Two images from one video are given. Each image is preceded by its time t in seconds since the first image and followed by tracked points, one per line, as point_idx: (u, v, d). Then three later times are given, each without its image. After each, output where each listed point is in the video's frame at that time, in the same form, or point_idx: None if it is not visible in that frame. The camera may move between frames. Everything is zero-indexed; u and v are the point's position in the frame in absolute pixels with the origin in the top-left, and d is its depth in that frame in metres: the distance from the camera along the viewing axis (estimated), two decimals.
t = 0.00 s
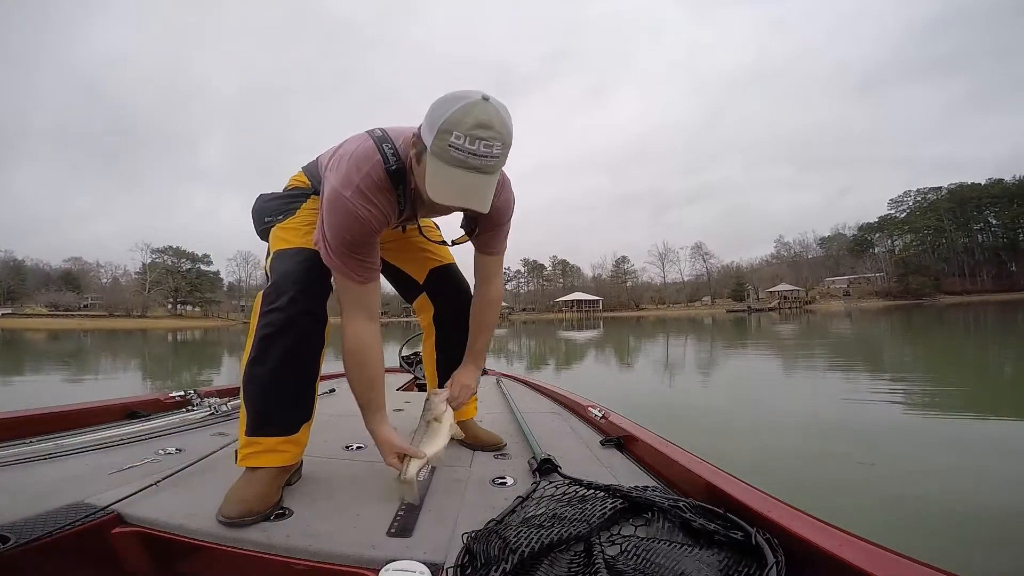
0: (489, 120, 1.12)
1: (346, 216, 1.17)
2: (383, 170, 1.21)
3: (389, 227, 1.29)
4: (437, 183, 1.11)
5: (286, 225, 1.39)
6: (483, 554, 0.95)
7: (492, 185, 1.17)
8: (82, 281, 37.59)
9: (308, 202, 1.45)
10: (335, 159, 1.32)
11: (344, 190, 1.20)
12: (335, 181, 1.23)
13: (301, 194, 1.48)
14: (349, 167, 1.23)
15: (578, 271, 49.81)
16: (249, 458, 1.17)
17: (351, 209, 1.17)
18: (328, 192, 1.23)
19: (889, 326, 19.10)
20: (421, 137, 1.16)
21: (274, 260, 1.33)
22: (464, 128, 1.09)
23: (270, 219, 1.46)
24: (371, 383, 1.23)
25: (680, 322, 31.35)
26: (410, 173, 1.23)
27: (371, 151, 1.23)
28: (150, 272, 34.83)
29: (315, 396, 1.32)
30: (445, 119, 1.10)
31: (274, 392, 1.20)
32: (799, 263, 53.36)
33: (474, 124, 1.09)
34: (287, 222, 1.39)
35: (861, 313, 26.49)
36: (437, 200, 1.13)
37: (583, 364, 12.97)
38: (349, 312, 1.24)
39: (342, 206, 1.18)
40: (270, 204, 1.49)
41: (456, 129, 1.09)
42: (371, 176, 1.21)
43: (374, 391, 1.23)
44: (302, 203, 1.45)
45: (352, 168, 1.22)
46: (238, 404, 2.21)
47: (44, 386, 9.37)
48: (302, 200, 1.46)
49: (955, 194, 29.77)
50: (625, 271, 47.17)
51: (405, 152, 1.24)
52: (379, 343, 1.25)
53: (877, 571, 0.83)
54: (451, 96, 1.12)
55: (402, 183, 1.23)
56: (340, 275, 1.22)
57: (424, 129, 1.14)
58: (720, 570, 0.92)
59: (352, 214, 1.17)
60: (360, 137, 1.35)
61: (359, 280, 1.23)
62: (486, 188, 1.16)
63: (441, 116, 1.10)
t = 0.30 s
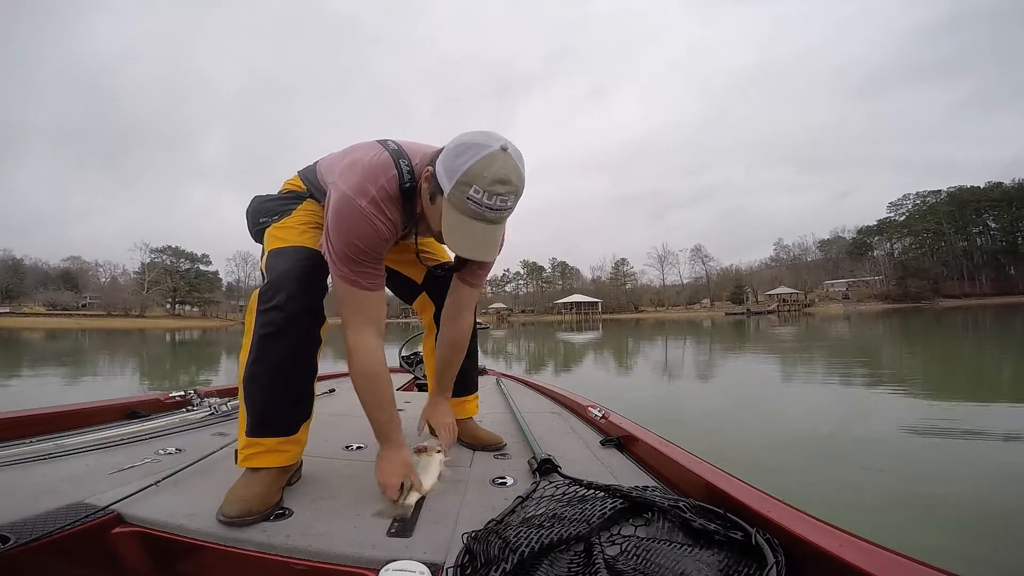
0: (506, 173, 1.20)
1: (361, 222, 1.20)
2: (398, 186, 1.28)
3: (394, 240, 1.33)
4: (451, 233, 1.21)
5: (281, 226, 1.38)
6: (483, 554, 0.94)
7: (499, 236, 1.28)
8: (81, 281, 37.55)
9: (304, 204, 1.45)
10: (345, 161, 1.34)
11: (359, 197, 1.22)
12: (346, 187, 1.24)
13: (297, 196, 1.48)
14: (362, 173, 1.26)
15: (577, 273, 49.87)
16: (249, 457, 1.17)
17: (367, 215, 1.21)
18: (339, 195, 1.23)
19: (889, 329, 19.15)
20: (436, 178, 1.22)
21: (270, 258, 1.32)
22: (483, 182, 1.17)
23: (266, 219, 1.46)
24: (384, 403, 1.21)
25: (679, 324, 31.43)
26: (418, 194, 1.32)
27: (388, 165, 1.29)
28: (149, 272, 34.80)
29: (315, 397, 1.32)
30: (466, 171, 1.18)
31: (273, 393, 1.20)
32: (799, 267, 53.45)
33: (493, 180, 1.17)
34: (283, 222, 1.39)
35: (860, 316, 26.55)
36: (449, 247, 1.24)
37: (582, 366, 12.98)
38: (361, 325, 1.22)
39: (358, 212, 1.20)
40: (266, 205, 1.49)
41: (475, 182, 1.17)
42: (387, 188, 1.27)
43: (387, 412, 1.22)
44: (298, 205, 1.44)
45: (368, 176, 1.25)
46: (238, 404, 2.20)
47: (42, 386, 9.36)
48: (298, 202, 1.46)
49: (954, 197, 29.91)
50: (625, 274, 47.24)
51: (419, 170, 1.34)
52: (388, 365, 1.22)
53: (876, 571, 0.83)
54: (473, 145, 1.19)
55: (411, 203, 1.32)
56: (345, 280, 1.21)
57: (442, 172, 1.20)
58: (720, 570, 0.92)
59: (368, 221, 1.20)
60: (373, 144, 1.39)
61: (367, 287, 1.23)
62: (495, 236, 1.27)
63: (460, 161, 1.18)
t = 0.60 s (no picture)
0: (507, 180, 1.21)
1: (362, 221, 1.19)
2: (399, 188, 1.30)
3: (394, 241, 1.34)
4: (450, 236, 1.21)
5: (279, 227, 1.38)
6: (483, 554, 0.94)
7: (497, 243, 1.28)
8: (79, 283, 37.50)
9: (301, 206, 1.45)
10: (344, 161, 1.34)
11: (360, 196, 1.22)
12: (346, 186, 1.24)
13: (295, 197, 1.49)
14: (362, 174, 1.26)
15: (577, 272, 49.92)
16: (250, 457, 1.17)
17: (368, 214, 1.21)
18: (339, 194, 1.23)
19: (887, 326, 19.20)
20: (437, 181, 1.22)
21: (268, 259, 1.31)
22: (484, 188, 1.18)
23: (264, 221, 1.46)
24: (389, 404, 1.21)
25: (678, 323, 31.49)
26: (417, 197, 1.33)
27: (390, 165, 1.30)
28: (148, 274, 34.76)
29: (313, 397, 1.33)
30: (467, 175, 1.18)
31: (272, 392, 1.20)
32: (797, 265, 53.54)
33: (494, 186, 1.19)
34: (281, 223, 1.39)
35: (860, 314, 26.61)
36: (446, 250, 1.23)
37: (582, 365, 12.99)
38: (363, 325, 1.22)
39: (359, 211, 1.20)
40: (264, 207, 1.49)
41: (476, 187, 1.18)
42: (387, 189, 1.27)
43: (392, 413, 1.22)
44: (296, 206, 1.45)
45: (370, 175, 1.26)
46: (238, 404, 2.20)
47: (41, 388, 9.34)
48: (296, 203, 1.46)
49: (952, 194, 30.01)
50: (623, 273, 47.26)
51: (421, 174, 1.36)
52: (392, 365, 1.21)
53: (876, 571, 0.83)
54: (475, 150, 1.20)
55: (410, 205, 1.33)
56: (345, 279, 1.21)
57: (442, 175, 1.21)
58: (720, 570, 0.92)
59: (369, 221, 1.20)
60: (373, 147, 1.40)
61: (368, 286, 1.23)
62: (493, 243, 1.26)
63: (461, 166, 1.19)
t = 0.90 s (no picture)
0: (513, 187, 1.21)
1: (371, 224, 1.19)
2: (407, 190, 1.30)
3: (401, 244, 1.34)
4: (456, 241, 1.21)
5: (283, 227, 1.38)
6: (483, 554, 0.94)
7: (502, 248, 1.29)
8: (78, 281, 37.42)
9: (305, 207, 1.45)
10: (351, 163, 1.34)
11: (369, 198, 1.22)
12: (355, 188, 1.23)
13: (299, 198, 1.49)
14: (371, 177, 1.26)
15: (576, 272, 49.94)
16: (251, 457, 1.17)
17: (377, 217, 1.20)
18: (347, 196, 1.22)
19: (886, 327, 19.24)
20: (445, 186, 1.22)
21: (272, 260, 1.31)
22: (490, 194, 1.18)
23: (267, 221, 1.46)
24: (398, 404, 1.21)
25: (677, 323, 31.49)
26: (425, 199, 1.33)
27: (397, 167, 1.30)
28: (147, 272, 34.70)
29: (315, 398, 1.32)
30: (474, 180, 1.18)
31: (275, 392, 1.20)
32: (796, 266, 53.60)
33: (500, 192, 1.18)
34: (285, 224, 1.39)
35: (859, 315, 26.63)
36: (453, 257, 1.24)
37: (581, 365, 12.98)
38: (374, 327, 1.23)
39: (368, 213, 1.19)
40: (267, 208, 1.49)
41: (482, 192, 1.18)
42: (395, 191, 1.27)
43: (401, 413, 1.22)
44: (300, 207, 1.44)
45: (379, 177, 1.26)
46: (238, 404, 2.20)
47: (38, 386, 9.31)
48: (299, 204, 1.46)
49: (952, 196, 30.06)
50: (623, 273, 47.28)
51: (428, 176, 1.36)
52: (402, 366, 1.21)
53: (876, 572, 0.83)
54: (482, 156, 1.20)
55: (417, 208, 1.33)
56: (355, 281, 1.21)
57: (450, 180, 1.21)
58: (721, 570, 0.92)
59: (377, 222, 1.20)
60: (381, 148, 1.40)
61: (378, 288, 1.23)
62: (497, 249, 1.27)
63: (469, 171, 1.19)
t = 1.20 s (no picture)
0: (517, 195, 1.21)
1: (376, 225, 1.19)
2: (412, 192, 1.30)
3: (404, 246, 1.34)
4: (458, 247, 1.21)
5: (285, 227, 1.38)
6: (483, 554, 0.94)
7: (504, 255, 1.29)
8: (77, 281, 37.35)
9: (307, 208, 1.44)
10: (355, 165, 1.34)
11: (374, 199, 1.22)
12: (360, 189, 1.23)
13: (300, 199, 1.49)
14: (376, 178, 1.26)
15: (575, 272, 49.97)
16: (253, 457, 1.17)
17: (382, 219, 1.20)
18: (352, 197, 1.22)
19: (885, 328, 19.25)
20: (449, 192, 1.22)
21: (274, 261, 1.31)
22: (495, 202, 1.18)
23: (269, 222, 1.46)
24: (399, 406, 1.21)
25: (676, 323, 31.47)
26: (429, 203, 1.33)
27: (402, 169, 1.30)
28: (145, 272, 34.65)
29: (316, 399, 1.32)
30: (479, 188, 1.18)
31: (277, 393, 1.20)
32: (796, 266, 53.65)
33: (504, 200, 1.18)
34: (286, 224, 1.39)
35: (858, 315, 26.62)
36: (455, 263, 1.24)
37: (581, 365, 12.97)
38: (375, 328, 1.23)
39: (373, 214, 1.19)
40: (269, 208, 1.49)
41: (486, 200, 1.18)
42: (399, 194, 1.27)
43: (402, 413, 1.22)
44: (301, 207, 1.45)
45: (384, 179, 1.26)
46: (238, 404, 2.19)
47: (36, 386, 9.29)
48: (301, 205, 1.46)
49: (951, 197, 30.09)
50: (622, 273, 47.31)
51: (433, 180, 1.36)
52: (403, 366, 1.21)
53: (876, 572, 0.83)
54: (487, 164, 1.20)
55: (421, 211, 1.33)
56: (359, 282, 1.21)
57: (454, 186, 1.20)
58: (720, 570, 0.92)
59: (382, 224, 1.20)
60: (384, 150, 1.40)
61: (381, 289, 1.23)
62: (499, 255, 1.27)
63: (474, 178, 1.19)
